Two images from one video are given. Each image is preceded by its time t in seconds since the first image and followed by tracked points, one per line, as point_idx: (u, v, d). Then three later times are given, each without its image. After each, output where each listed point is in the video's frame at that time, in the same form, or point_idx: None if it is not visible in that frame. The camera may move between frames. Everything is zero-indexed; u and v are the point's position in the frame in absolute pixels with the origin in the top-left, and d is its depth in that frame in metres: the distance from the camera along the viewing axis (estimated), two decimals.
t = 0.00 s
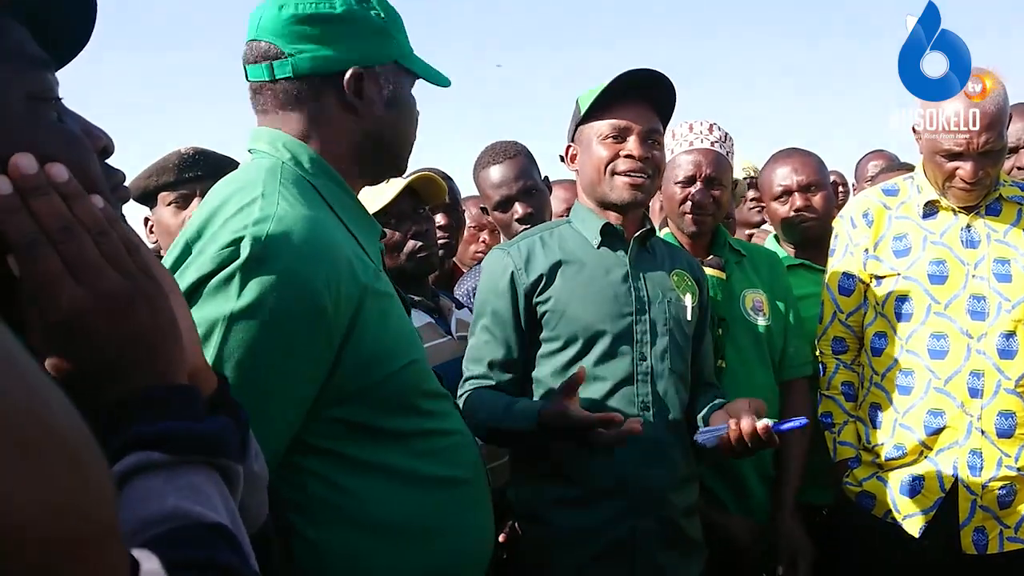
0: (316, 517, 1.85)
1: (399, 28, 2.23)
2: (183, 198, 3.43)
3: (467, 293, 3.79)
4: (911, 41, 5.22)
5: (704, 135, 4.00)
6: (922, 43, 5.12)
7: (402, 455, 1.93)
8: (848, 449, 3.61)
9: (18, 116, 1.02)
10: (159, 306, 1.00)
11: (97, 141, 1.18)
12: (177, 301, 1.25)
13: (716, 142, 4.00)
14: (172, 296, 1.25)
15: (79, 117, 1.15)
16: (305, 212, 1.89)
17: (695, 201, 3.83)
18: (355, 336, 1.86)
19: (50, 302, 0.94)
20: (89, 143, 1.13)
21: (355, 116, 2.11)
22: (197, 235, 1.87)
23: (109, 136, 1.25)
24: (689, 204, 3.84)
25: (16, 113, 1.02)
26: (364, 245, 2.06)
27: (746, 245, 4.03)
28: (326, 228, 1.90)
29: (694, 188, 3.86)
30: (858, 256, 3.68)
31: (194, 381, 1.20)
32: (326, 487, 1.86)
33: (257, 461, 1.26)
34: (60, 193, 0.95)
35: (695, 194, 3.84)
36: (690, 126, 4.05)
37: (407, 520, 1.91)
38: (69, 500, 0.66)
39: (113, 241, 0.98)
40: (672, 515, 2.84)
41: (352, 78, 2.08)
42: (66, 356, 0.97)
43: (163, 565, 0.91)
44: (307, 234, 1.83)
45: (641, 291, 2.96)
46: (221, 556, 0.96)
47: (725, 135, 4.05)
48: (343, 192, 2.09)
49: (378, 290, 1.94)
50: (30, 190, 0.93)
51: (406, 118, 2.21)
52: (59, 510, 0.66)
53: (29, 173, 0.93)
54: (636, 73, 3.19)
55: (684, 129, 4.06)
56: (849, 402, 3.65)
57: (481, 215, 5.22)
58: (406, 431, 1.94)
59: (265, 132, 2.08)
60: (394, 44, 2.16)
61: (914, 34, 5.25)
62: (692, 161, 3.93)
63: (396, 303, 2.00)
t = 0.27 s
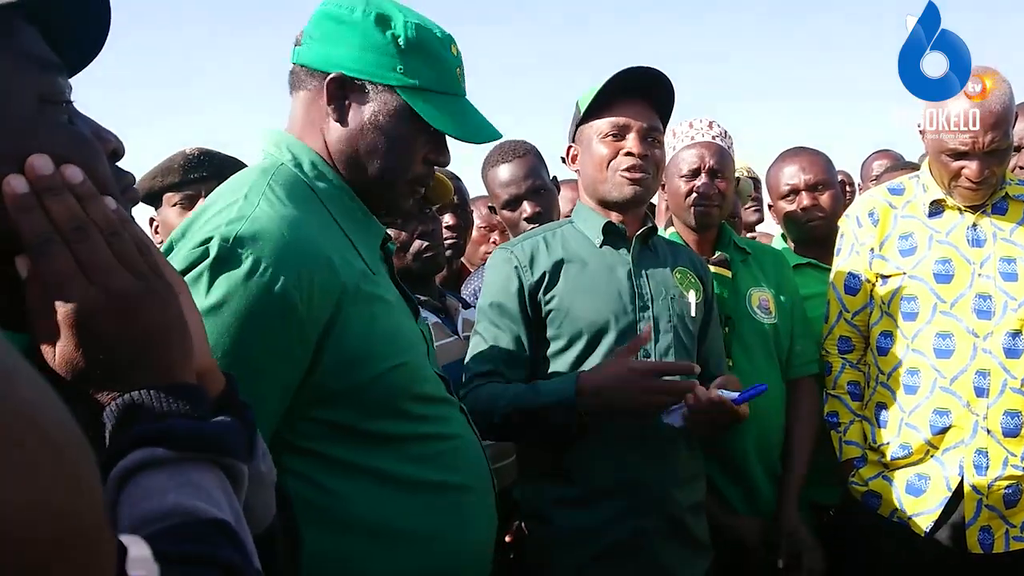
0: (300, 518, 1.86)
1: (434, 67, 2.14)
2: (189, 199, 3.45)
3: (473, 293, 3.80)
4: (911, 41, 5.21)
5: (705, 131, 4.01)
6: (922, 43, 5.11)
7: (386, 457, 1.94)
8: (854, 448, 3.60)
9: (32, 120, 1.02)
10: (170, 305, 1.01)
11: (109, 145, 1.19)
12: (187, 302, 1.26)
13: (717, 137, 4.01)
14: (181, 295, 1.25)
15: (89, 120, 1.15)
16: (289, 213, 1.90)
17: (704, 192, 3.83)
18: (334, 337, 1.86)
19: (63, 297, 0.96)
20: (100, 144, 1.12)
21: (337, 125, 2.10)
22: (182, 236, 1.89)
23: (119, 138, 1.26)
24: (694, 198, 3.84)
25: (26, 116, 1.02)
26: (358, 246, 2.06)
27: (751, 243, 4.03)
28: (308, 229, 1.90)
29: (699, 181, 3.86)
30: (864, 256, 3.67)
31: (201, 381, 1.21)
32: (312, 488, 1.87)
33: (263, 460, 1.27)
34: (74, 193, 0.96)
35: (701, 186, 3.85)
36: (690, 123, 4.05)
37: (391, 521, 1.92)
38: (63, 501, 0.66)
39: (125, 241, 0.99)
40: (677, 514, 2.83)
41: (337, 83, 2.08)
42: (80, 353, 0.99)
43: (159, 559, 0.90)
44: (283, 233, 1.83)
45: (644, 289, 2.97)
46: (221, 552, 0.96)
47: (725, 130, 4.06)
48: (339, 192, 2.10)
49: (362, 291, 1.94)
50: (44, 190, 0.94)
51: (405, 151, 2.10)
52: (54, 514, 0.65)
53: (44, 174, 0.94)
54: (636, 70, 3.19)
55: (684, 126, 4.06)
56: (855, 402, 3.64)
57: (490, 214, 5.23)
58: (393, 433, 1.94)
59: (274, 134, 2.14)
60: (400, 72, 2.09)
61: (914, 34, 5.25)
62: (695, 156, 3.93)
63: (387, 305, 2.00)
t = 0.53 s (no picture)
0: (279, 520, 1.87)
1: (441, 76, 2.10)
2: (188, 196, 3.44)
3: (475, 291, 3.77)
4: (911, 41, 5.21)
5: (703, 129, 3.97)
6: (923, 42, 5.11)
7: (369, 459, 1.93)
8: (855, 445, 3.60)
9: (37, 119, 0.99)
10: (172, 306, 1.00)
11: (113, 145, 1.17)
12: (189, 300, 1.25)
13: (715, 135, 3.98)
14: (183, 293, 1.24)
15: (96, 123, 1.13)
16: (272, 214, 1.91)
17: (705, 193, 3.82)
18: (309, 339, 1.86)
19: (65, 295, 0.94)
20: (106, 146, 1.10)
21: (341, 127, 2.10)
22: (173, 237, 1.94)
23: (123, 137, 1.24)
24: (696, 197, 3.82)
25: (31, 116, 0.99)
26: (351, 247, 2.04)
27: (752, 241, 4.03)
28: (289, 230, 1.90)
29: (700, 180, 3.84)
30: (864, 253, 3.66)
31: (203, 382, 1.20)
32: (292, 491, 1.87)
33: (266, 461, 1.25)
34: (78, 193, 0.95)
35: (702, 186, 3.82)
36: (688, 122, 4.03)
37: (372, 525, 1.91)
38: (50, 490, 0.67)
39: (129, 241, 0.97)
40: (677, 512, 2.82)
41: (342, 86, 2.08)
42: (83, 354, 0.97)
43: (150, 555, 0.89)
44: (256, 234, 1.83)
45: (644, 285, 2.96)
46: (220, 552, 0.94)
47: (722, 128, 4.03)
48: (334, 193, 2.09)
49: (344, 293, 1.93)
50: (50, 191, 0.93)
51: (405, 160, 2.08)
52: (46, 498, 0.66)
53: (48, 174, 0.93)
54: (637, 69, 3.18)
55: (682, 125, 4.03)
56: (856, 399, 3.64)
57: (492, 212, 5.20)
58: (375, 437, 1.93)
59: (284, 135, 2.18)
60: (403, 79, 2.06)
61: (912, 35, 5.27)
62: (695, 155, 3.89)
63: (374, 306, 1.98)
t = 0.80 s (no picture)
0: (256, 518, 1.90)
1: (441, 82, 2.07)
2: (193, 196, 3.43)
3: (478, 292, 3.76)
4: (911, 41, 5.21)
5: (708, 128, 3.95)
6: (923, 42, 5.11)
7: (351, 462, 1.94)
8: (859, 445, 3.58)
9: (33, 120, 0.99)
10: (169, 308, 0.99)
11: (110, 146, 1.17)
12: (187, 301, 1.25)
13: (719, 134, 3.96)
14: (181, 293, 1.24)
15: (93, 124, 1.13)
16: (259, 215, 1.93)
17: (709, 192, 3.80)
18: (285, 340, 1.87)
19: (60, 295, 0.94)
20: (103, 147, 1.10)
21: (342, 131, 2.11)
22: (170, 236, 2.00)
23: (120, 138, 1.24)
24: (702, 196, 3.81)
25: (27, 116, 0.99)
26: (343, 248, 2.03)
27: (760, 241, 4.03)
28: (272, 230, 1.92)
29: (705, 179, 3.83)
30: (867, 252, 3.65)
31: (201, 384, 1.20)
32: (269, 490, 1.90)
33: (264, 464, 1.25)
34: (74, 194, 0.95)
35: (706, 185, 3.81)
36: (693, 119, 4.00)
37: (354, 530, 1.92)
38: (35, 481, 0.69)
39: (126, 241, 0.97)
40: (680, 512, 2.82)
41: (345, 91, 2.10)
42: (78, 353, 0.97)
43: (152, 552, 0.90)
44: (235, 235, 1.86)
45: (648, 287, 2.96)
46: (215, 553, 0.94)
47: (728, 126, 4.02)
48: (330, 193, 2.09)
49: (325, 294, 1.94)
50: (45, 191, 0.93)
51: (404, 165, 2.08)
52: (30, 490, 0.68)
53: (44, 174, 0.93)
54: (646, 69, 3.17)
55: (688, 123, 4.01)
56: (859, 399, 3.62)
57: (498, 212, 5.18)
58: (357, 441, 1.94)
59: (290, 137, 2.19)
60: (401, 84, 2.04)
61: (913, 35, 5.27)
62: (700, 153, 3.88)
63: (361, 309, 1.98)
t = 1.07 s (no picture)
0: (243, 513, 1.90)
1: (437, 84, 2.06)
2: (195, 196, 3.43)
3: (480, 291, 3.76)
4: (912, 41, 5.21)
5: (713, 124, 3.95)
6: (923, 43, 5.11)
7: (340, 461, 1.94)
8: (862, 444, 3.58)
9: (28, 120, 0.98)
10: (166, 309, 0.99)
11: (105, 146, 1.17)
12: (183, 301, 1.25)
13: (726, 131, 3.95)
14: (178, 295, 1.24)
15: (87, 124, 1.12)
16: (252, 214, 1.93)
17: (717, 189, 3.80)
18: (272, 338, 1.88)
19: (56, 297, 0.94)
20: (98, 147, 1.09)
21: (341, 133, 2.11)
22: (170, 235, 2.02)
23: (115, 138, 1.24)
24: (710, 195, 3.81)
25: (22, 117, 0.98)
26: (337, 248, 2.03)
27: (763, 239, 4.01)
28: (263, 229, 1.92)
29: (713, 176, 3.83)
30: (870, 250, 3.64)
31: (197, 384, 1.20)
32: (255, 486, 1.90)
33: (262, 463, 1.26)
34: (69, 194, 0.95)
35: (716, 182, 3.81)
36: (698, 117, 4.01)
37: (342, 529, 1.92)
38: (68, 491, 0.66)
39: (122, 242, 0.97)
40: (682, 512, 2.81)
41: (343, 92, 2.10)
42: (75, 355, 0.96)
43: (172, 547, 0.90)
44: (225, 234, 1.88)
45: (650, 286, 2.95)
46: (216, 554, 0.94)
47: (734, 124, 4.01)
48: (328, 193, 2.09)
49: (315, 293, 1.93)
50: (40, 192, 0.93)
51: (400, 166, 2.08)
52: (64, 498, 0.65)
53: (39, 175, 0.93)
54: (643, 67, 3.17)
55: (693, 121, 4.01)
56: (862, 397, 3.63)
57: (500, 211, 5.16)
58: (346, 440, 1.94)
59: (292, 139, 2.19)
60: (396, 86, 2.04)
61: (913, 35, 5.26)
62: (706, 151, 3.87)
63: (352, 308, 1.97)
